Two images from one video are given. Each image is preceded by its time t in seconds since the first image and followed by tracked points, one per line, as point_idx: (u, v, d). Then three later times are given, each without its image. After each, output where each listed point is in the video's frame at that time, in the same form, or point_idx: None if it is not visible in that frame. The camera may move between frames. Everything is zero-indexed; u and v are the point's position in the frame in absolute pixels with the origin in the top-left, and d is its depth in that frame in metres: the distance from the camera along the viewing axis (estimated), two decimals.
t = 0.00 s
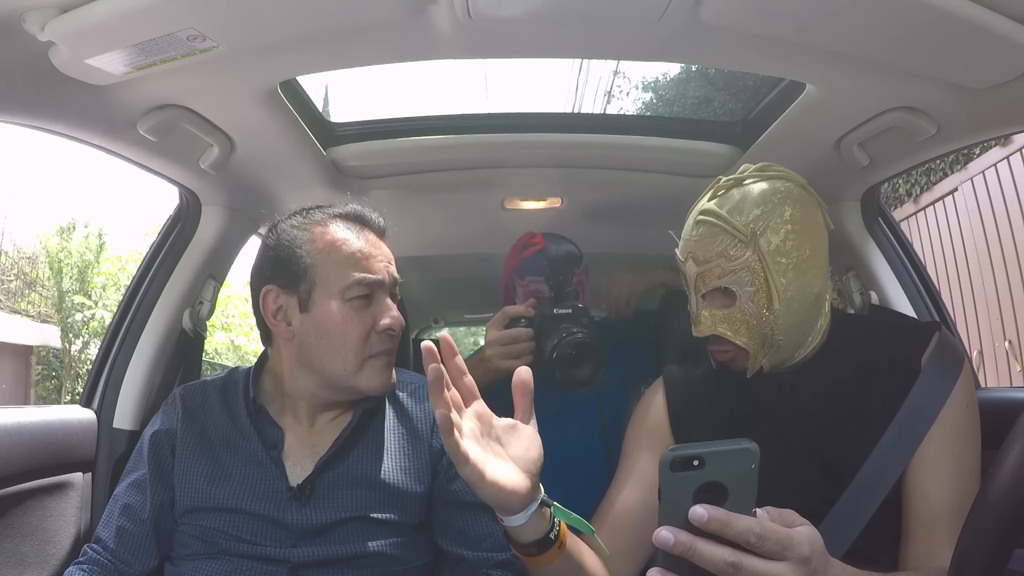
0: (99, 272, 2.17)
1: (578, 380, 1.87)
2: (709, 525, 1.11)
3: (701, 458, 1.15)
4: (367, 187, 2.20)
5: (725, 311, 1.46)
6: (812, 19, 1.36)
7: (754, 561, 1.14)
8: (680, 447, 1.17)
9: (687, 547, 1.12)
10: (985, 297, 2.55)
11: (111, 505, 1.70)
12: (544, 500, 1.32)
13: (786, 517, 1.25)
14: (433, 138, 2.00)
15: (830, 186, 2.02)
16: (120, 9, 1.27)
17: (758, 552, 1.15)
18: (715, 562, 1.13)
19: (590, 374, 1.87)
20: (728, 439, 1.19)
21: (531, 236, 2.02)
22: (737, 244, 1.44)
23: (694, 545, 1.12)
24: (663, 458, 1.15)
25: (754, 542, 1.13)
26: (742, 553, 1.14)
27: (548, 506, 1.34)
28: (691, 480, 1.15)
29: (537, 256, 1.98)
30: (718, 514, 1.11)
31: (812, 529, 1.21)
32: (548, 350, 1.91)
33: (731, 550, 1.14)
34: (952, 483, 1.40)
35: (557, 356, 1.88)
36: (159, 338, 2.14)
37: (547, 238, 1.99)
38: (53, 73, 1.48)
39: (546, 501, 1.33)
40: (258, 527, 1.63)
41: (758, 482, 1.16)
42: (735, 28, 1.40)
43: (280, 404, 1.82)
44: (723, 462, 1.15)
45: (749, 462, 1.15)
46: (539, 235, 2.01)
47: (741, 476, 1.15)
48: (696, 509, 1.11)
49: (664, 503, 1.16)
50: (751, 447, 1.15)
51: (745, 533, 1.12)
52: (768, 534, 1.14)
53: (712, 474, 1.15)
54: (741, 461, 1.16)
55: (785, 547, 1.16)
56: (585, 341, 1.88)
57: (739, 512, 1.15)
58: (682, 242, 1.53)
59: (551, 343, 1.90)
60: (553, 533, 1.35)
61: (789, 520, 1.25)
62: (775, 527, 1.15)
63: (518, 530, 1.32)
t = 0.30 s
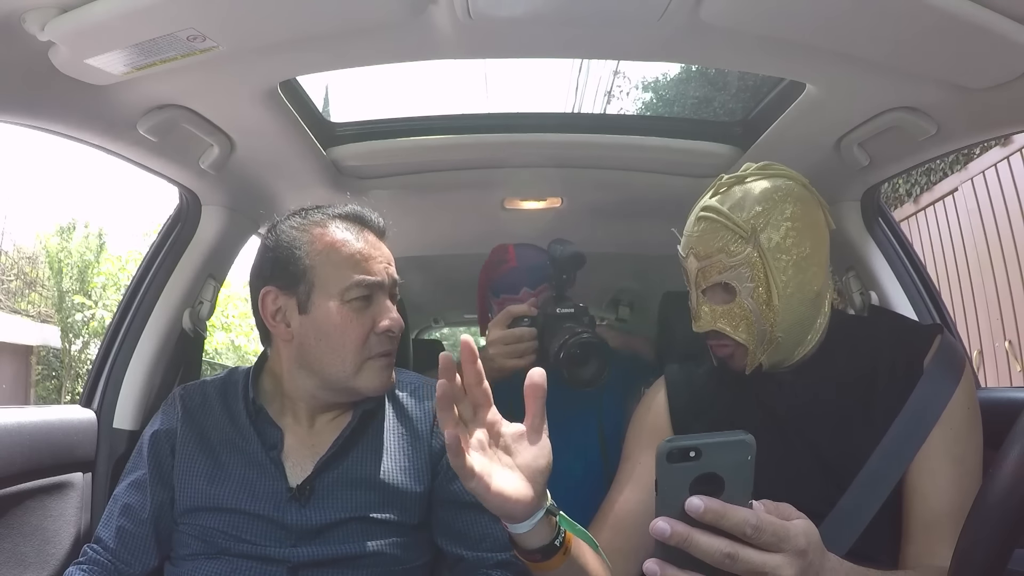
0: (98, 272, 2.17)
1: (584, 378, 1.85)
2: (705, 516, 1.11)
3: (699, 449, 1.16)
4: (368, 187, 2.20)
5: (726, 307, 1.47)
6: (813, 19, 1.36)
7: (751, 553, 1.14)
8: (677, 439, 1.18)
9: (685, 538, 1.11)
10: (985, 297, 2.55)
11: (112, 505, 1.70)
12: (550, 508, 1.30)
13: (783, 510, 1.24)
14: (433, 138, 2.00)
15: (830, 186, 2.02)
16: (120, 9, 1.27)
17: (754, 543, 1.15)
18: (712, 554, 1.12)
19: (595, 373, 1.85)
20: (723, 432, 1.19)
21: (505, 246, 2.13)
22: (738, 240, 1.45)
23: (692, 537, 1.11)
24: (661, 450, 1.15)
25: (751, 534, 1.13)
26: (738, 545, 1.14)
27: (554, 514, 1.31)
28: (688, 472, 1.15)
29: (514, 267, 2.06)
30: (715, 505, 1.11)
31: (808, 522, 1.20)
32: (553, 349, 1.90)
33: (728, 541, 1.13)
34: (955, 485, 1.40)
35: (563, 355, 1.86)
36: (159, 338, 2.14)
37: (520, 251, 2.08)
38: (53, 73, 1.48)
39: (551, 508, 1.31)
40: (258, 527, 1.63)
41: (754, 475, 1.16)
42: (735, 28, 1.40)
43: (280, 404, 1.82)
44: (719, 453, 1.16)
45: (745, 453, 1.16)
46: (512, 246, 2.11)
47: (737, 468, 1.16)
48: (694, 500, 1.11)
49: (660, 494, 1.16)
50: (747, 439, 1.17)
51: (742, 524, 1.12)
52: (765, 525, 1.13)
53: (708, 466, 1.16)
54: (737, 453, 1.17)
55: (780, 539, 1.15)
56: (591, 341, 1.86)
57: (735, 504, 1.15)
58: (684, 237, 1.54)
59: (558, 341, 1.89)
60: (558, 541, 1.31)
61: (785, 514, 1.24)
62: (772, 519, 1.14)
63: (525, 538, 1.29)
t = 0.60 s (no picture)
0: (98, 272, 2.15)
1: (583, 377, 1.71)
2: (705, 503, 1.10)
3: (694, 436, 1.16)
4: (368, 187, 2.20)
5: (743, 291, 1.47)
6: (813, 18, 1.36)
7: (752, 537, 1.13)
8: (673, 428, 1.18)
9: (684, 525, 1.10)
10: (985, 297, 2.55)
11: (111, 479, 1.69)
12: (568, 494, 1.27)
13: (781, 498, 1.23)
14: (433, 138, 2.00)
15: (830, 186, 2.02)
16: (120, 9, 1.27)
17: (754, 528, 1.14)
18: (712, 541, 1.10)
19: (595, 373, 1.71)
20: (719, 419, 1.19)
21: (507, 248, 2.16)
22: (757, 223, 1.46)
23: (692, 524, 1.10)
24: (656, 437, 1.15)
25: (751, 519, 1.12)
26: (738, 530, 1.13)
27: (570, 500, 1.28)
28: (686, 460, 1.15)
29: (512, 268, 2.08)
30: (714, 491, 1.10)
31: (807, 508, 1.20)
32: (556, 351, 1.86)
33: (728, 527, 1.12)
34: (957, 481, 1.39)
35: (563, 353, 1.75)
36: (159, 338, 2.14)
37: (522, 251, 2.13)
38: (53, 73, 1.48)
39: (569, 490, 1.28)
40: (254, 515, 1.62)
41: (749, 463, 1.15)
42: (735, 28, 1.40)
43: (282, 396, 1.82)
44: (716, 439, 1.15)
45: (742, 439, 1.15)
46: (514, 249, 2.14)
47: (732, 453, 1.15)
48: (693, 487, 1.10)
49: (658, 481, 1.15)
50: (742, 425, 1.16)
51: (741, 510, 1.11)
52: (765, 510, 1.13)
53: (703, 452, 1.15)
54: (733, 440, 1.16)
55: (782, 522, 1.14)
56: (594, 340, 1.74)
57: (734, 490, 1.14)
58: (697, 223, 1.54)
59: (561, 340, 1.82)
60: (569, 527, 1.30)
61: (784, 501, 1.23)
62: (771, 504, 1.14)
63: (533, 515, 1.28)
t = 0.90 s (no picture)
0: (98, 272, 2.16)
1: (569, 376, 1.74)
2: (705, 495, 1.07)
3: (688, 429, 1.13)
4: (368, 187, 2.20)
5: (753, 288, 1.47)
6: (813, 18, 1.36)
7: (752, 526, 1.10)
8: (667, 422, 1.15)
9: (685, 518, 1.07)
10: (985, 297, 2.55)
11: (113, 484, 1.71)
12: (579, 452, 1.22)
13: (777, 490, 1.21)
14: (433, 138, 2.00)
15: (830, 186, 2.02)
16: (120, 9, 1.27)
17: (753, 517, 1.11)
18: (713, 532, 1.07)
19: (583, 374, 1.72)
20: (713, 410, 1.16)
21: (517, 246, 2.17)
22: (766, 218, 1.47)
23: (693, 517, 1.07)
24: (652, 432, 1.13)
25: (751, 508, 1.09)
26: (738, 520, 1.09)
27: (579, 459, 1.23)
28: (682, 453, 1.12)
29: (523, 265, 2.10)
30: (713, 483, 1.07)
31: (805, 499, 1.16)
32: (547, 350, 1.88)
33: (728, 517, 1.09)
34: (959, 475, 1.40)
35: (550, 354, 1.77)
36: (160, 338, 2.14)
37: (530, 249, 2.16)
38: (53, 73, 1.48)
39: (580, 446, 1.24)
40: (262, 514, 1.62)
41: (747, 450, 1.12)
42: (735, 28, 1.40)
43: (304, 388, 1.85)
44: (712, 432, 1.12)
45: (738, 429, 1.12)
46: (523, 246, 2.16)
47: (728, 444, 1.12)
48: (691, 480, 1.08)
49: (655, 476, 1.12)
50: (736, 413, 1.13)
51: (741, 499, 1.08)
52: (764, 498, 1.10)
53: (701, 445, 1.13)
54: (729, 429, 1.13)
55: (782, 509, 1.11)
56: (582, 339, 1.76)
57: (733, 481, 1.11)
58: (707, 219, 1.52)
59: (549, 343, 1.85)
60: (572, 488, 1.27)
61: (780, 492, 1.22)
62: (770, 491, 1.11)
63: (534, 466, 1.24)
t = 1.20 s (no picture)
0: (99, 272, 2.15)
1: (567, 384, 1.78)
2: (686, 477, 1.07)
3: (669, 413, 1.13)
4: (368, 187, 2.20)
5: (720, 291, 1.52)
6: (813, 18, 1.36)
7: (736, 507, 1.09)
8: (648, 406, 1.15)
9: (670, 500, 1.07)
10: (985, 297, 2.55)
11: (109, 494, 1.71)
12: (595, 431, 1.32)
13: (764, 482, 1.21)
14: (433, 138, 2.00)
15: (830, 186, 2.02)
16: (120, 9, 1.27)
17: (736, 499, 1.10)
18: (696, 512, 1.07)
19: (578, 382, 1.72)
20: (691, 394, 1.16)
21: (526, 243, 2.14)
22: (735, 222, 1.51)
23: (677, 498, 1.07)
24: (635, 416, 1.12)
25: (733, 489, 1.09)
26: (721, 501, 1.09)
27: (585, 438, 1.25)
28: (662, 438, 1.12)
29: (529, 264, 2.08)
30: (694, 464, 1.08)
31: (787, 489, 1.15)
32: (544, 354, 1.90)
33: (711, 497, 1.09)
34: (959, 473, 1.39)
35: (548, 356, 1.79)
36: (160, 338, 2.14)
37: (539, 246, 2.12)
38: (53, 73, 1.48)
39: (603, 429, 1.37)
40: (253, 522, 1.62)
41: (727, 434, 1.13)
42: (735, 28, 1.40)
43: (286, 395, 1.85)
44: (690, 414, 1.13)
45: (716, 412, 1.13)
46: (533, 244, 2.13)
47: (708, 427, 1.12)
48: (674, 463, 1.08)
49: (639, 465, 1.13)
50: (713, 397, 1.13)
51: (722, 480, 1.08)
52: (745, 480, 1.09)
53: (681, 428, 1.13)
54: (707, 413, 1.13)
55: (764, 490, 1.10)
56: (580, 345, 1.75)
57: (713, 462, 1.11)
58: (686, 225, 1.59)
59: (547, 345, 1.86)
60: (574, 468, 1.29)
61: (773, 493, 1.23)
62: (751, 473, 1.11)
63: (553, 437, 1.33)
